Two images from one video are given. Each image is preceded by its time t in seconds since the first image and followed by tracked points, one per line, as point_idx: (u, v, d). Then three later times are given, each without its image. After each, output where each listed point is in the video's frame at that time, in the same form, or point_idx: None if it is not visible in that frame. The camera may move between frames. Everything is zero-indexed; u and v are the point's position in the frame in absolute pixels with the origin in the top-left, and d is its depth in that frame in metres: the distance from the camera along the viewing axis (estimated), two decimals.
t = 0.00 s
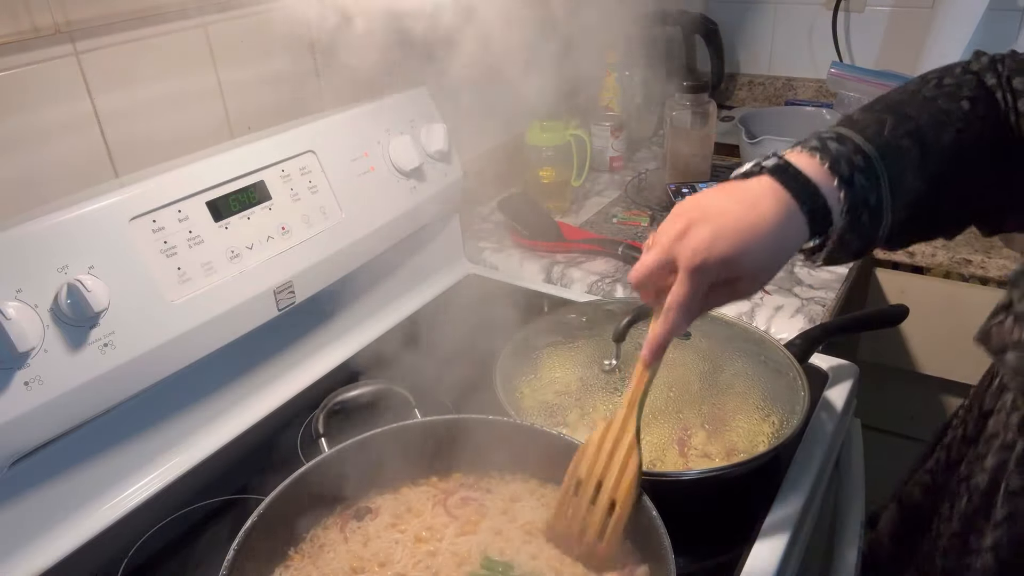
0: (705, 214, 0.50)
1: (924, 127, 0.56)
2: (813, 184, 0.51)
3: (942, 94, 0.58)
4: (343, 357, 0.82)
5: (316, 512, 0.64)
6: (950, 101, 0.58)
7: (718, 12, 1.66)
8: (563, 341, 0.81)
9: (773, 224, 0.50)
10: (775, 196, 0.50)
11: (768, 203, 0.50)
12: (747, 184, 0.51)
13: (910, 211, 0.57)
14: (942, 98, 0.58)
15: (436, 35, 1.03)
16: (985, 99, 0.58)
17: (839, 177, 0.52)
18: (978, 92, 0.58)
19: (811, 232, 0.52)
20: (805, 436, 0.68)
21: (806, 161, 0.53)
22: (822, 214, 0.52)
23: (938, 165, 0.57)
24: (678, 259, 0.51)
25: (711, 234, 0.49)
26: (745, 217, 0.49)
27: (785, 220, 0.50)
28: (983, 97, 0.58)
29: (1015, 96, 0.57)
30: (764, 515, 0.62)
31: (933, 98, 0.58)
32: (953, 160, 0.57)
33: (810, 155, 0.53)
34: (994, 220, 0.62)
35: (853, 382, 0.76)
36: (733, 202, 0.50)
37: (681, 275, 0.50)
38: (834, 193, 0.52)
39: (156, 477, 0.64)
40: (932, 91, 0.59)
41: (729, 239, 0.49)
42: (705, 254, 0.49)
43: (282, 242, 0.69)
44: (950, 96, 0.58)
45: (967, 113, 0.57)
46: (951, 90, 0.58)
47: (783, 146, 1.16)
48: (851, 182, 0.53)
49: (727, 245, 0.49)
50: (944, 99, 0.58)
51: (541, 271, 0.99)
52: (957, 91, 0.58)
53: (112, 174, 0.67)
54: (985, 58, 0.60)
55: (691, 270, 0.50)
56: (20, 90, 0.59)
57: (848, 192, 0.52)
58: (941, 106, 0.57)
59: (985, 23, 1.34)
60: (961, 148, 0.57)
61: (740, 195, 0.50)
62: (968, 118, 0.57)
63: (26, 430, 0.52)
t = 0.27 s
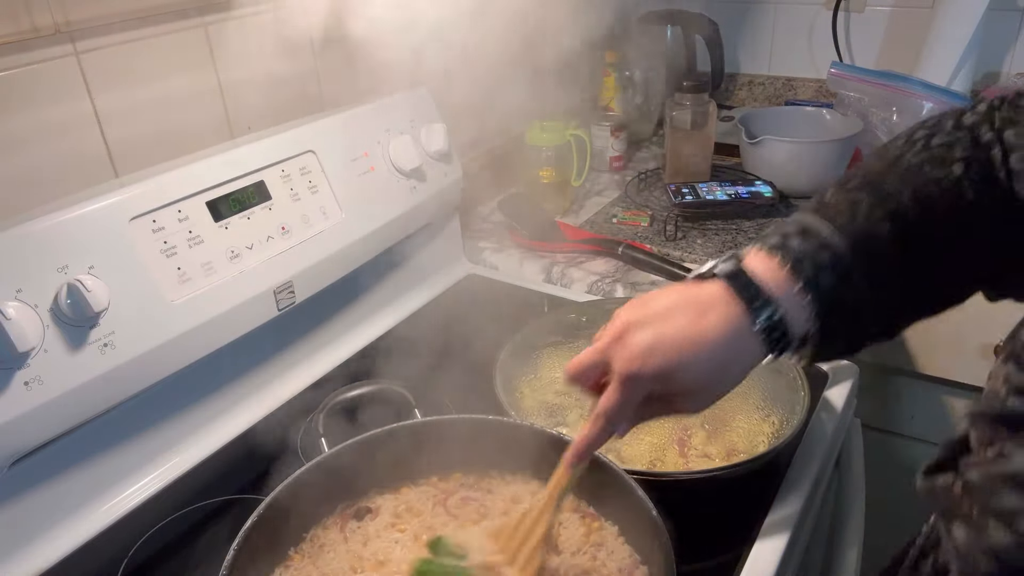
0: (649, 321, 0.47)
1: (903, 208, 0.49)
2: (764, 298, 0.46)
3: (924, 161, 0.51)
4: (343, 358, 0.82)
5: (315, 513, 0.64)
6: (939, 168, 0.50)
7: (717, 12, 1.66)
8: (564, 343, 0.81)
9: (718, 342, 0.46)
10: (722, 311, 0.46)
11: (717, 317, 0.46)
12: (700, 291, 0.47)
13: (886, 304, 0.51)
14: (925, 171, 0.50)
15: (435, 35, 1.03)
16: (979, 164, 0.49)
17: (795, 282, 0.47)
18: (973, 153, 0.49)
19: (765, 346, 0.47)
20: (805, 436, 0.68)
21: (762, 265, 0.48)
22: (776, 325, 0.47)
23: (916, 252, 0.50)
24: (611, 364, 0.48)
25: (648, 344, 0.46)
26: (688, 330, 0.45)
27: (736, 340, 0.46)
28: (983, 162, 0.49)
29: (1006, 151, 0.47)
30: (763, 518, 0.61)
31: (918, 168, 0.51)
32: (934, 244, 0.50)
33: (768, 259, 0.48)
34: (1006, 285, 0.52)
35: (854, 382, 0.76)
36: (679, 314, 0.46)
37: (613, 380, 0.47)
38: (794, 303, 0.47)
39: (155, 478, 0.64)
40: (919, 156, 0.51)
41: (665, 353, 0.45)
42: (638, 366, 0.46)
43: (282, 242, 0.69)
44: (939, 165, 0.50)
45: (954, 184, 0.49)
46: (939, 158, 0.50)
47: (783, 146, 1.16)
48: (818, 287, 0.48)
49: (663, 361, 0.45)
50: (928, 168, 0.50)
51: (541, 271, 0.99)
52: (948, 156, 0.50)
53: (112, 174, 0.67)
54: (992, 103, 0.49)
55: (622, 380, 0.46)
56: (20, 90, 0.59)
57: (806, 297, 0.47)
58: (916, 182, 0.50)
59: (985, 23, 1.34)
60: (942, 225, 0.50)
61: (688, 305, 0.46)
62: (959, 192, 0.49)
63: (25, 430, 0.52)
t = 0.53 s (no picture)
0: (508, 373, 0.53)
1: (783, 285, 0.45)
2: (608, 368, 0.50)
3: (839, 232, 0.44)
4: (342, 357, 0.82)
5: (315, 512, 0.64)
6: (836, 243, 0.44)
7: (717, 13, 1.66)
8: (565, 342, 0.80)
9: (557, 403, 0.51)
10: (565, 374, 0.52)
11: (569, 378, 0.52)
12: (560, 354, 0.53)
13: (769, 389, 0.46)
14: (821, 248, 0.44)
15: (436, 34, 1.03)
16: (892, 235, 0.43)
17: (643, 362, 0.48)
18: (887, 224, 0.43)
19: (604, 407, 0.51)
20: (805, 435, 0.68)
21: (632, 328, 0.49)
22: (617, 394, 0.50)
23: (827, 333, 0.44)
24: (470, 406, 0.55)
25: (500, 392, 0.53)
26: (532, 387, 0.52)
27: (569, 403, 0.51)
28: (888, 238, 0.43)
29: (967, 218, 0.41)
30: (762, 519, 0.61)
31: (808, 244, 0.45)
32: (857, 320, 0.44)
33: (624, 328, 0.50)
34: (958, 367, 0.45)
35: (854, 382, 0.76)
36: (531, 372, 0.53)
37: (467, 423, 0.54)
38: (636, 380, 0.50)
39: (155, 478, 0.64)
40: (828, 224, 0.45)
41: (506, 404, 0.52)
42: (483, 410, 0.53)
43: (282, 241, 0.69)
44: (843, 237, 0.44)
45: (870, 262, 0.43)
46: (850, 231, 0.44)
47: (783, 146, 1.16)
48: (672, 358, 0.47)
49: (502, 410, 0.52)
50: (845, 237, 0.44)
51: (541, 272, 0.98)
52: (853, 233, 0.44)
53: (112, 174, 0.67)
54: (918, 169, 0.44)
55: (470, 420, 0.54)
56: (20, 90, 0.59)
57: (656, 372, 0.47)
58: (825, 251, 0.44)
59: (985, 23, 1.34)
60: (849, 312, 0.44)
61: (541, 366, 0.53)
62: (843, 274, 0.44)
63: (25, 431, 0.52)
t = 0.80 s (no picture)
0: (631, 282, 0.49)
1: (842, 213, 0.43)
2: (738, 262, 0.45)
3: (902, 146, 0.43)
4: (342, 358, 0.82)
5: (313, 514, 0.64)
6: (887, 171, 0.42)
7: (717, 13, 1.66)
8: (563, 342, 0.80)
9: (697, 301, 0.46)
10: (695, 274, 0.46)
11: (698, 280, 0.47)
12: (679, 249, 0.48)
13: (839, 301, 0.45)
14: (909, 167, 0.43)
15: (436, 34, 1.03)
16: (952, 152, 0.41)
17: (782, 247, 0.44)
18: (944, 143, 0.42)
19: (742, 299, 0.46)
20: (804, 435, 0.68)
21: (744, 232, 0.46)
22: (755, 281, 0.46)
23: (903, 235, 0.42)
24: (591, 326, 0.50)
25: (622, 300, 0.48)
26: (663, 290, 0.47)
27: (709, 304, 0.46)
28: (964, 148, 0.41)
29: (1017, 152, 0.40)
30: (762, 518, 0.61)
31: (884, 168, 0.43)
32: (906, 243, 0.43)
33: (752, 215, 0.46)
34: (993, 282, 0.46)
35: (854, 383, 0.76)
36: (652, 278, 0.48)
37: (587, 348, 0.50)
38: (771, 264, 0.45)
39: (155, 479, 0.64)
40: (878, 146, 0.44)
41: (632, 312, 0.47)
42: (612, 321, 0.48)
43: (282, 241, 0.69)
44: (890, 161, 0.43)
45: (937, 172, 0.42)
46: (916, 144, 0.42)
47: (783, 146, 1.16)
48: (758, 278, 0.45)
49: (632, 318, 0.47)
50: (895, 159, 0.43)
51: (541, 272, 0.98)
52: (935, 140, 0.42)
53: (112, 174, 0.67)
54: (993, 83, 0.43)
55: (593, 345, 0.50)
56: (20, 90, 0.59)
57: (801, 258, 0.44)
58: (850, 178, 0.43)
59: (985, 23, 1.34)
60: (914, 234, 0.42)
61: (664, 268, 0.48)
62: (923, 178, 0.42)
63: (24, 431, 0.52)
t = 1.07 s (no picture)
0: (685, 342, 0.45)
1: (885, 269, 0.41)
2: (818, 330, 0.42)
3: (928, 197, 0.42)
4: (343, 358, 0.82)
5: (318, 515, 0.64)
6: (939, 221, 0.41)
7: (717, 13, 1.66)
8: (563, 342, 0.80)
9: (759, 377, 0.43)
10: (767, 348, 0.42)
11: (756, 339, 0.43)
12: (740, 317, 0.44)
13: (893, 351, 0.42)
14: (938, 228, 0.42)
15: (436, 34, 1.03)
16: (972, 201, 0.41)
17: (863, 308, 0.42)
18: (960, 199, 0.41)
19: (827, 375, 0.43)
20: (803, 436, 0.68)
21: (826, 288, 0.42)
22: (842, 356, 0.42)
23: (961, 280, 0.41)
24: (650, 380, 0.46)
25: (687, 371, 0.44)
26: (724, 360, 0.43)
27: (764, 386, 0.43)
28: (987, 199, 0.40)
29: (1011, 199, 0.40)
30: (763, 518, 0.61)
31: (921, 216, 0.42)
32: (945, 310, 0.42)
33: (818, 276, 0.42)
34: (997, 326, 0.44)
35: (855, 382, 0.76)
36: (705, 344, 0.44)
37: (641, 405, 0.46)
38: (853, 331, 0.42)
39: (154, 479, 0.64)
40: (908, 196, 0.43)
41: (705, 378, 0.43)
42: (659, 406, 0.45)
43: (282, 241, 0.69)
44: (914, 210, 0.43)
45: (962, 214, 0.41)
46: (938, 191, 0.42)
47: (783, 146, 1.16)
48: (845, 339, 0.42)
49: (684, 400, 0.44)
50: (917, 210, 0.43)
51: (541, 271, 0.98)
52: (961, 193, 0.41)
53: (112, 174, 0.67)
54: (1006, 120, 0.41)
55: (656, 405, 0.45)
56: (20, 90, 0.59)
57: (880, 318, 0.41)
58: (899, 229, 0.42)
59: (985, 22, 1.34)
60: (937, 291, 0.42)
61: (723, 333, 0.44)
62: (978, 221, 0.41)
63: (24, 431, 0.52)
